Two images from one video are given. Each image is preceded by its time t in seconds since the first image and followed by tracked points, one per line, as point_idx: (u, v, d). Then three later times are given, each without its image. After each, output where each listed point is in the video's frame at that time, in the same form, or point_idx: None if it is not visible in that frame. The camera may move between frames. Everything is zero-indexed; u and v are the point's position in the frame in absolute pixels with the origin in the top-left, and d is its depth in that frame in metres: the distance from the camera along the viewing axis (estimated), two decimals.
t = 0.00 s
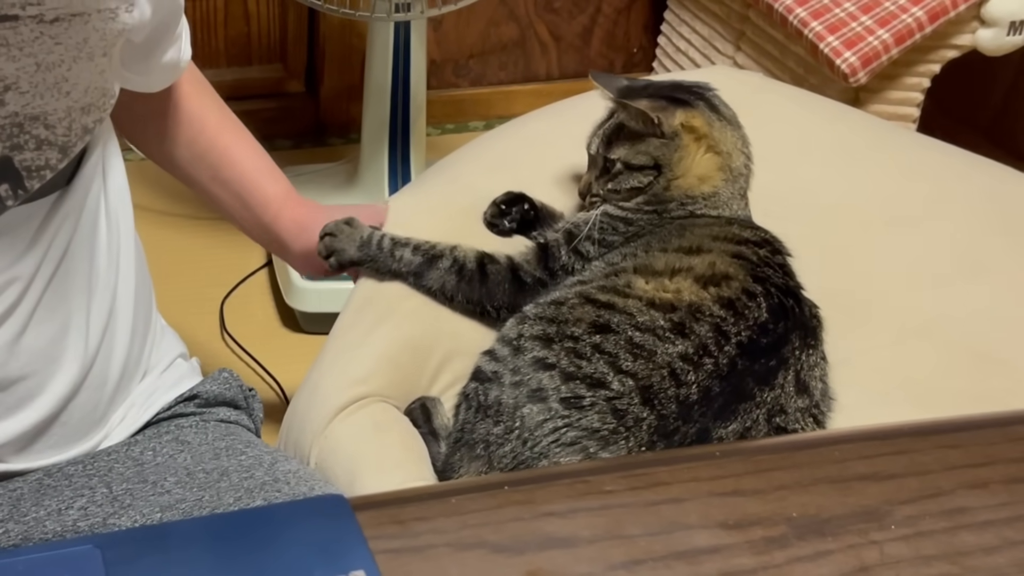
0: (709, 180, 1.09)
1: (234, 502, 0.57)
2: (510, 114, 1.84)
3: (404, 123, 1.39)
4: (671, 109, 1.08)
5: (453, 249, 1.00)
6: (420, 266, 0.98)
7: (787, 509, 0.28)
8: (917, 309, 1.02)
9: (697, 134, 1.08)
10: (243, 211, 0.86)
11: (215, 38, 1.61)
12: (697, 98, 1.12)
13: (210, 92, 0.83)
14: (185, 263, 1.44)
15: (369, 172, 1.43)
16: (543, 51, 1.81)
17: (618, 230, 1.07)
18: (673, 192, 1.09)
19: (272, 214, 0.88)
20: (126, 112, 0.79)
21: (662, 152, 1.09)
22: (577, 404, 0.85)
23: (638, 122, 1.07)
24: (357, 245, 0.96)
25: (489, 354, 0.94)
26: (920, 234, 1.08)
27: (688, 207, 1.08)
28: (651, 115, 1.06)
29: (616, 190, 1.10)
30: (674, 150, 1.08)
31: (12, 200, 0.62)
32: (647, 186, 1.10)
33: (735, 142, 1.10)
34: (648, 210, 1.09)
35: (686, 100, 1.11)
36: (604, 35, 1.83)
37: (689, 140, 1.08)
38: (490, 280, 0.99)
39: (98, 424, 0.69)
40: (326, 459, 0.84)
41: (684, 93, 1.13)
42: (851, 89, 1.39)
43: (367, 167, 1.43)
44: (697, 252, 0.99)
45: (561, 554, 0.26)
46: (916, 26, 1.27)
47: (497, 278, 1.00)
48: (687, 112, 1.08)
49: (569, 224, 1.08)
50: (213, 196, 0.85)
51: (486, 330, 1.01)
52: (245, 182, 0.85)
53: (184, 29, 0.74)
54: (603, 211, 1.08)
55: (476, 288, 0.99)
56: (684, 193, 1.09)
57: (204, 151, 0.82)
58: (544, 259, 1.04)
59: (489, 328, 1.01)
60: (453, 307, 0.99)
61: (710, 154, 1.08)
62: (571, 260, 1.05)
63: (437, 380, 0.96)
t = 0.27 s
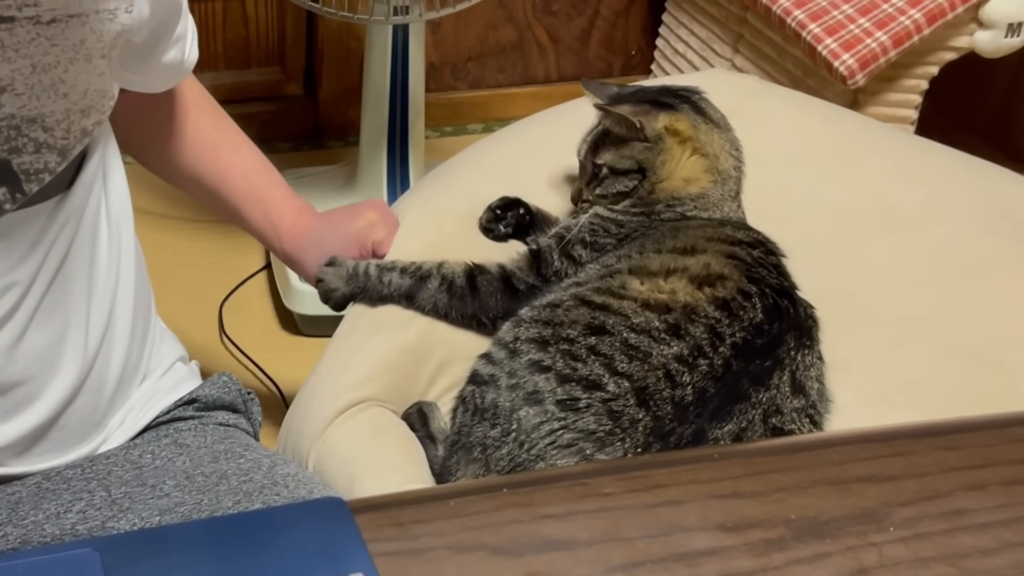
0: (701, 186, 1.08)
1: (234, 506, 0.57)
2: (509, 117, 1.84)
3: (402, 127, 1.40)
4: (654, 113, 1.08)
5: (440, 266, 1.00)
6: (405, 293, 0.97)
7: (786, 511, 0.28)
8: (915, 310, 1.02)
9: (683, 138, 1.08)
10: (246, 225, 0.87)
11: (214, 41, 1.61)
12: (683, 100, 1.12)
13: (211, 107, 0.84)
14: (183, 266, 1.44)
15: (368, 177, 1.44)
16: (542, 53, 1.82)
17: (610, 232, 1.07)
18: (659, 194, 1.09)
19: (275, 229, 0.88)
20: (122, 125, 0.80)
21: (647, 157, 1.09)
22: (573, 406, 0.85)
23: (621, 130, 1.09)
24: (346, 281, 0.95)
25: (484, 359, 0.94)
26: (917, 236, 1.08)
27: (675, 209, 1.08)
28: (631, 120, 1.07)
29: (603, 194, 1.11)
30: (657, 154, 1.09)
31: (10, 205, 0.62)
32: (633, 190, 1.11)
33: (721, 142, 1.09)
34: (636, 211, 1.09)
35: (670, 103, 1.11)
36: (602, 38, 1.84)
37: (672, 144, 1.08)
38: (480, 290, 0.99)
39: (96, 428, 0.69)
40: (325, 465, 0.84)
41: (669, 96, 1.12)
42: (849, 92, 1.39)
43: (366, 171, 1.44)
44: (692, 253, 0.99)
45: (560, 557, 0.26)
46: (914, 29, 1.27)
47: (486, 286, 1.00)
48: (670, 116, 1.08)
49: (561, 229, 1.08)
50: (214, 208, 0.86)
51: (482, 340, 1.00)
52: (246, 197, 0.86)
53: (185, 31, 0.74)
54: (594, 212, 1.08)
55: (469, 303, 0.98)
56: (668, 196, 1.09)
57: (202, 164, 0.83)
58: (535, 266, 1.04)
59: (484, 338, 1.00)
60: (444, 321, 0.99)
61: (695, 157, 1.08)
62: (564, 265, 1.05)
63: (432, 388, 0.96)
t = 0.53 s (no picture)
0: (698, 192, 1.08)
1: (230, 508, 0.57)
2: (506, 119, 1.84)
3: (399, 130, 1.40)
4: (649, 114, 1.08)
5: (437, 268, 1.00)
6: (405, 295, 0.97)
7: (781, 513, 0.28)
8: (912, 312, 1.02)
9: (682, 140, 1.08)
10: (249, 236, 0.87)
11: (211, 44, 1.61)
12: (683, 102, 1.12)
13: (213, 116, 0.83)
14: (180, 269, 1.44)
15: (366, 179, 1.44)
16: (539, 56, 1.82)
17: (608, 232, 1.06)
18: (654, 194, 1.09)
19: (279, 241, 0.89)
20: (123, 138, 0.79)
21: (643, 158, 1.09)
22: (569, 409, 0.85)
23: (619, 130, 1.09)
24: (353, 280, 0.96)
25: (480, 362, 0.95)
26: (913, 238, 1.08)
27: (670, 210, 1.08)
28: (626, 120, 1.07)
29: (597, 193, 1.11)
30: (651, 154, 1.09)
31: (5, 211, 0.62)
32: (627, 190, 1.11)
33: (718, 145, 1.09)
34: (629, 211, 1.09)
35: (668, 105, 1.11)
36: (599, 40, 1.84)
37: (667, 144, 1.08)
38: (477, 292, 0.99)
39: (93, 430, 0.69)
40: (322, 467, 0.84)
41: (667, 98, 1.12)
42: (845, 94, 1.39)
43: (363, 174, 1.44)
44: (689, 254, 0.99)
45: (555, 559, 0.26)
46: (910, 31, 1.27)
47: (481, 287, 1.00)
48: (666, 117, 1.08)
49: (558, 229, 1.08)
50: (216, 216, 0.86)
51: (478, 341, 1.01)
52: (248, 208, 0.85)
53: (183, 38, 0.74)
54: (591, 211, 1.08)
55: (466, 305, 0.99)
56: (662, 196, 1.09)
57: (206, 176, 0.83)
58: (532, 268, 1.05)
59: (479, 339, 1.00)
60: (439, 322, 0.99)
61: (690, 158, 1.08)
62: (560, 264, 1.05)
63: (429, 391, 0.96)
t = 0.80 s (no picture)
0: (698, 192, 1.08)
1: (229, 509, 0.57)
2: (504, 120, 1.84)
3: (398, 131, 1.40)
4: (648, 116, 1.08)
5: (438, 269, 0.99)
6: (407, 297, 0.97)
7: (779, 515, 0.28)
8: (911, 314, 1.02)
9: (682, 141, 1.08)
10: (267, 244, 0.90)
11: (209, 46, 1.62)
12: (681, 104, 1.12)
13: (228, 126, 0.85)
14: (179, 271, 1.44)
15: (364, 180, 1.43)
16: (537, 58, 1.82)
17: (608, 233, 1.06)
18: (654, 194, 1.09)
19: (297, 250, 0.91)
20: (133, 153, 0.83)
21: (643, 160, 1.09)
22: (568, 411, 0.86)
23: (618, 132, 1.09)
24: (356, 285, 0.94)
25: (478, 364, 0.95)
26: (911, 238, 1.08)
27: (670, 210, 1.08)
28: (625, 121, 1.07)
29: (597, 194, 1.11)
30: (650, 156, 1.09)
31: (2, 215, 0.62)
32: (627, 191, 1.11)
33: (717, 146, 1.09)
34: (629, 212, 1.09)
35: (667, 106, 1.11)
36: (598, 42, 1.84)
37: (666, 145, 1.08)
38: (479, 293, 0.99)
39: (92, 433, 0.69)
40: (320, 468, 0.84)
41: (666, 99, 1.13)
42: (843, 96, 1.39)
43: (361, 175, 1.43)
44: (688, 256, 0.99)
45: (553, 561, 0.26)
46: (907, 32, 1.27)
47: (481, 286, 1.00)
48: (665, 119, 1.09)
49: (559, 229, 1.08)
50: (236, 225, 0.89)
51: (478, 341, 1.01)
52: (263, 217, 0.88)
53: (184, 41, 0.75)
54: (591, 211, 1.08)
55: (467, 305, 0.99)
56: (662, 197, 1.09)
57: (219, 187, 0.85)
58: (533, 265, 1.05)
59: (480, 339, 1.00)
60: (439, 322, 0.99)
61: (690, 159, 1.08)
62: (560, 265, 1.05)
63: (429, 393, 0.95)
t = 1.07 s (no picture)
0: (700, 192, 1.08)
1: (228, 509, 0.57)
2: (503, 121, 1.84)
3: (396, 131, 1.39)
4: (653, 116, 1.10)
5: (443, 269, 0.98)
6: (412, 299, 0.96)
7: (778, 516, 0.28)
8: (910, 314, 1.02)
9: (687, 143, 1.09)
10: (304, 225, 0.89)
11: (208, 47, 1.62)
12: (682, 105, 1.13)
13: (249, 108, 0.85)
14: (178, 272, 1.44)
15: (363, 181, 1.43)
16: (536, 59, 1.82)
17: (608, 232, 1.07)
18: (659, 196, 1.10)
19: (336, 230, 0.89)
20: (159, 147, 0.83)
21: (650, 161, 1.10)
22: (568, 412, 0.86)
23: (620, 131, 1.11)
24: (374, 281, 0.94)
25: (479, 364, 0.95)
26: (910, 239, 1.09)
27: (673, 211, 1.09)
28: (629, 120, 1.10)
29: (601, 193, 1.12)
30: (654, 156, 1.10)
31: None
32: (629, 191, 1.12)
33: (721, 149, 1.09)
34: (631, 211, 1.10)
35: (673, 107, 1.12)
36: (597, 43, 1.84)
37: (670, 146, 1.09)
38: (483, 292, 0.99)
39: (90, 433, 0.69)
40: (319, 469, 0.84)
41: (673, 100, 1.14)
42: (842, 96, 1.39)
43: (360, 176, 1.43)
44: (690, 258, 0.99)
45: (553, 562, 0.26)
46: (906, 33, 1.27)
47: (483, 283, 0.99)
48: (671, 120, 1.10)
49: (564, 228, 1.08)
50: (272, 211, 0.89)
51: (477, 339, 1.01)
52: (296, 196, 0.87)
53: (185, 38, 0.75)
54: (592, 211, 1.09)
55: (472, 304, 0.98)
56: (665, 197, 1.10)
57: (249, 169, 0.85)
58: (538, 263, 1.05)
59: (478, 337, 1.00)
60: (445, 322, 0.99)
61: (694, 161, 1.09)
62: (565, 263, 1.06)
63: (429, 395, 0.96)
